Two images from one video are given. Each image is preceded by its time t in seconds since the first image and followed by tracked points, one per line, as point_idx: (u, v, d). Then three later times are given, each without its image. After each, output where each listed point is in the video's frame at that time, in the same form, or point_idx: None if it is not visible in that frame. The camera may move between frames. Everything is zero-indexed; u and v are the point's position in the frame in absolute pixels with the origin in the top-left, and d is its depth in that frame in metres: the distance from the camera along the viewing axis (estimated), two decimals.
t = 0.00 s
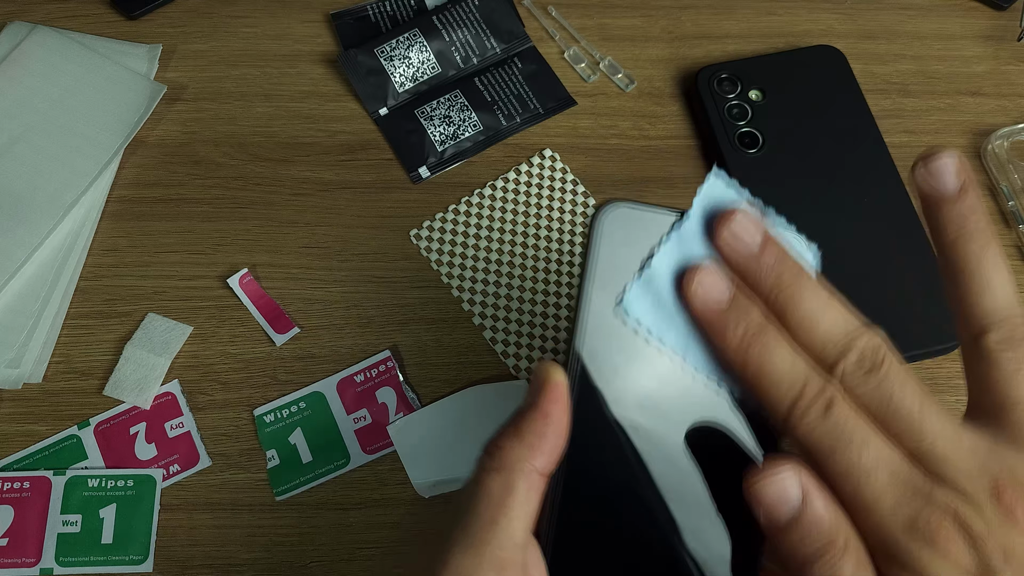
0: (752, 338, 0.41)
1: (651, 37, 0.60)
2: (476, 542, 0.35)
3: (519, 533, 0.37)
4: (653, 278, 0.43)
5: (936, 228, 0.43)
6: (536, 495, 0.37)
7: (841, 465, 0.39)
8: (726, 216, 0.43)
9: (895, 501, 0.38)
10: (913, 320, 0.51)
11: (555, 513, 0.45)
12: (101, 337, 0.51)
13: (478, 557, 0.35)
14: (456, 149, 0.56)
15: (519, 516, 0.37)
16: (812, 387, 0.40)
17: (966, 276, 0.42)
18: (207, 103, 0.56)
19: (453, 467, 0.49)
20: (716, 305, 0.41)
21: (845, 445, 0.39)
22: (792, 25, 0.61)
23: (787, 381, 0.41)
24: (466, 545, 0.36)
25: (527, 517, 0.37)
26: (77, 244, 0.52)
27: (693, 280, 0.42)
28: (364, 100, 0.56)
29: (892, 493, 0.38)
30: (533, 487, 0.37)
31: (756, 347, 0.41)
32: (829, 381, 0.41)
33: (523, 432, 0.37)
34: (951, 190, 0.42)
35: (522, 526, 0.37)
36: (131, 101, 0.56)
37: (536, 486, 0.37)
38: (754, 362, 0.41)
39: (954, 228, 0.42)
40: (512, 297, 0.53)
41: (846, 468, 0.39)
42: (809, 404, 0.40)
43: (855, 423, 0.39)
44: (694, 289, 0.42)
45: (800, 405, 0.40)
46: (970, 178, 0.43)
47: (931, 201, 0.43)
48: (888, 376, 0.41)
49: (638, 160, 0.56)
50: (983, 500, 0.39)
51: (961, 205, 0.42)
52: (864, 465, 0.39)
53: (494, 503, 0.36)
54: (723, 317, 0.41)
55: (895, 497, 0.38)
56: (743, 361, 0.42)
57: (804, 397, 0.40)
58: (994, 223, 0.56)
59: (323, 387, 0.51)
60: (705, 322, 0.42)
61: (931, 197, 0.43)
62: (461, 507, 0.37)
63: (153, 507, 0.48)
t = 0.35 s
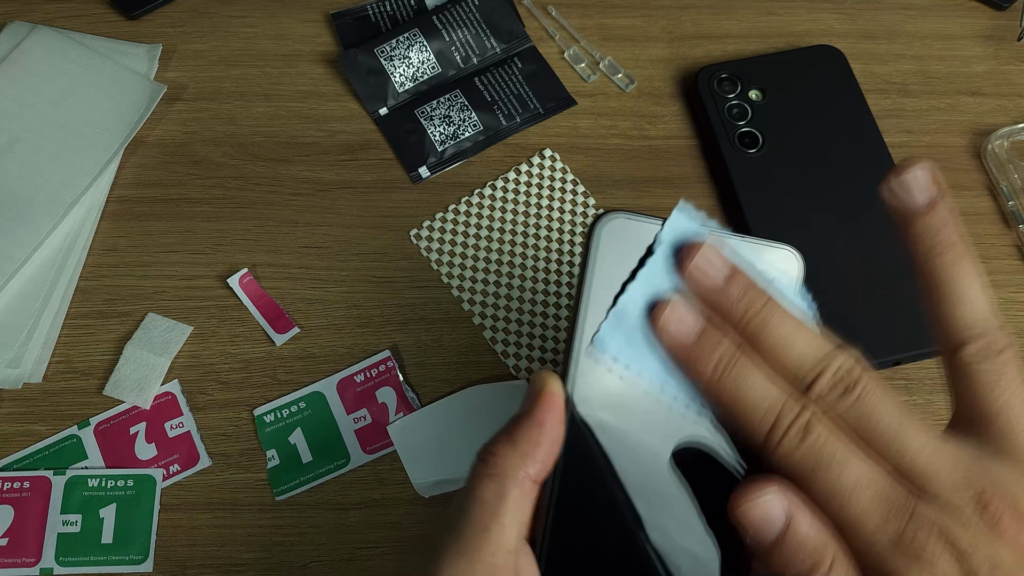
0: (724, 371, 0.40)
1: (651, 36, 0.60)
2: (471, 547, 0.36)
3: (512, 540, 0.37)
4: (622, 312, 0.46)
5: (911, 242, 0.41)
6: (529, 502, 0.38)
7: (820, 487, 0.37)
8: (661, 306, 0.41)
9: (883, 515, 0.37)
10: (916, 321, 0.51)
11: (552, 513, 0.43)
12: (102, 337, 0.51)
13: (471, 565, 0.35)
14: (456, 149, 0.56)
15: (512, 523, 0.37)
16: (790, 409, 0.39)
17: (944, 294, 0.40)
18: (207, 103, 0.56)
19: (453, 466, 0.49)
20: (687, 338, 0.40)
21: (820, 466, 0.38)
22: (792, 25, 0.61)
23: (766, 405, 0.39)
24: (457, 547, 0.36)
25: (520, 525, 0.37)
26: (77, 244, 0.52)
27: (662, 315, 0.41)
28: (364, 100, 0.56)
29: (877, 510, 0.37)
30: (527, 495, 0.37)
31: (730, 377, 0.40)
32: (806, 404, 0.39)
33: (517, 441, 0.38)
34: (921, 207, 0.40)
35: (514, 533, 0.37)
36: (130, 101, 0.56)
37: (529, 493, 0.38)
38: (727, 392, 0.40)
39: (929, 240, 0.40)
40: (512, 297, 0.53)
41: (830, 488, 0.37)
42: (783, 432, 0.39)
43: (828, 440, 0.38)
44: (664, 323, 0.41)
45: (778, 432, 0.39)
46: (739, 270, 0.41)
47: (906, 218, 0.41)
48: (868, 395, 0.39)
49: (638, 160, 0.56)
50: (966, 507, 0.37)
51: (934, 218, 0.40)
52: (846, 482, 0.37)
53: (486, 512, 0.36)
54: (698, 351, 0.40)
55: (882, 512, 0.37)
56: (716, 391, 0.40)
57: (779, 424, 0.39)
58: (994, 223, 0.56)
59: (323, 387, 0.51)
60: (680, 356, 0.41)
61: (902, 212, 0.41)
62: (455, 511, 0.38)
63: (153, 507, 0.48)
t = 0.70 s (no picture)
0: (729, 304, 0.37)
1: (651, 37, 0.60)
2: (509, 555, 0.36)
3: (552, 547, 0.37)
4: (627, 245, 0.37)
5: (923, 185, 0.41)
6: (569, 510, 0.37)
7: (816, 444, 0.37)
8: (662, 238, 0.37)
9: (873, 467, 0.37)
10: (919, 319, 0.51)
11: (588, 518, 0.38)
12: (102, 337, 0.51)
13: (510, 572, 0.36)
14: (456, 149, 0.56)
15: (551, 531, 0.37)
16: (790, 350, 0.38)
17: (950, 241, 0.40)
18: (207, 103, 0.56)
19: (453, 466, 0.49)
20: (688, 273, 0.37)
21: (819, 409, 0.37)
22: (792, 25, 0.61)
23: (767, 344, 0.38)
24: (496, 555, 0.36)
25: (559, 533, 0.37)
26: (77, 244, 0.52)
27: (664, 248, 0.37)
28: (364, 100, 0.56)
29: (868, 460, 0.37)
30: (565, 503, 0.37)
31: (733, 313, 0.37)
32: (804, 349, 0.39)
33: (554, 448, 0.37)
34: (939, 149, 0.40)
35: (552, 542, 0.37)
36: (131, 101, 0.56)
37: (569, 501, 0.37)
38: (727, 326, 0.37)
39: (940, 187, 0.40)
40: (512, 297, 0.53)
41: (825, 434, 0.37)
42: (784, 371, 0.38)
43: (831, 392, 0.38)
44: (667, 255, 0.36)
45: (773, 376, 0.38)
46: (744, 205, 0.40)
47: (920, 161, 0.41)
48: (865, 341, 0.39)
49: (638, 160, 0.56)
50: (960, 466, 0.37)
51: (950, 163, 0.40)
52: (842, 429, 0.37)
53: (523, 519, 0.37)
54: (698, 286, 0.37)
55: (872, 463, 0.37)
56: (717, 330, 0.38)
57: (778, 365, 0.38)
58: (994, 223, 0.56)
59: (323, 387, 0.51)
60: (680, 297, 0.37)
61: (920, 153, 0.41)
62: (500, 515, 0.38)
63: (153, 507, 0.48)
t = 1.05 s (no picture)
0: (816, 287, 0.39)
1: (651, 36, 0.59)
2: None
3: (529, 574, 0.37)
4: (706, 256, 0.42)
5: (846, 211, 0.43)
6: (547, 535, 0.38)
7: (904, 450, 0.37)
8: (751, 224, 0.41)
9: (951, 478, 0.36)
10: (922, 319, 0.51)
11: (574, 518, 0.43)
12: (101, 337, 0.51)
13: None
14: (456, 148, 0.56)
15: (530, 557, 0.37)
16: (867, 344, 0.38)
17: (886, 258, 0.41)
18: (206, 103, 0.56)
19: (451, 467, 0.49)
20: (775, 253, 0.40)
21: (894, 412, 0.37)
22: (792, 24, 0.60)
23: (845, 337, 0.39)
24: None
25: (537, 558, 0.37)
26: (76, 244, 0.52)
27: (751, 228, 0.41)
28: (364, 100, 0.56)
29: (947, 470, 0.36)
30: (545, 527, 0.37)
31: (816, 300, 0.39)
32: (890, 343, 0.39)
33: (536, 470, 0.38)
34: (853, 172, 0.42)
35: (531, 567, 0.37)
36: (130, 101, 0.55)
37: (547, 525, 0.38)
38: (810, 315, 0.39)
39: (865, 207, 0.42)
40: (512, 297, 0.53)
41: (903, 437, 0.37)
42: (862, 367, 0.38)
43: (915, 384, 0.37)
44: (755, 236, 0.41)
45: (854, 366, 0.38)
46: (870, 162, 0.43)
47: (839, 181, 0.43)
48: (975, 333, 0.39)
49: (638, 159, 0.56)
50: None
51: (867, 184, 0.42)
52: (919, 437, 0.36)
53: (503, 544, 0.36)
54: (781, 269, 0.40)
55: (950, 473, 0.36)
56: (799, 316, 0.40)
57: (857, 359, 0.38)
58: (995, 222, 0.56)
59: (323, 387, 0.50)
60: (768, 275, 0.40)
61: (830, 174, 0.43)
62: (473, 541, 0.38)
63: (152, 507, 0.48)
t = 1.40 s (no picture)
0: (735, 287, 0.36)
1: (651, 36, 0.59)
2: None
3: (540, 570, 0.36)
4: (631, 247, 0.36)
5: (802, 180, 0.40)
6: (558, 531, 0.37)
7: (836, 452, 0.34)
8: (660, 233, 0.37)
9: (890, 477, 0.33)
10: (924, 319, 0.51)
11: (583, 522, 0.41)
12: (101, 337, 0.51)
13: None
14: (456, 148, 0.56)
15: (541, 553, 0.36)
16: (796, 342, 0.35)
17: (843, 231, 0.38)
18: (206, 103, 0.56)
19: (452, 466, 0.49)
20: (694, 254, 0.36)
21: (823, 409, 0.34)
22: (792, 24, 0.60)
23: (771, 334, 0.35)
24: None
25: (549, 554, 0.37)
26: (76, 244, 0.52)
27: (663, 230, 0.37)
28: (363, 100, 0.56)
29: (885, 468, 0.33)
30: (556, 523, 0.37)
31: (736, 299, 0.36)
32: (817, 338, 0.35)
33: (547, 467, 0.37)
34: (815, 138, 0.40)
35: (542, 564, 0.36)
36: (130, 100, 0.55)
37: (558, 521, 0.37)
38: (733, 316, 0.36)
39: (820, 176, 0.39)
40: (512, 297, 0.53)
41: (835, 433, 0.34)
42: (788, 366, 0.35)
43: (844, 381, 0.34)
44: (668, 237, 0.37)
45: (780, 366, 0.35)
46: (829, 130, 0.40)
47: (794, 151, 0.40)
48: (935, 314, 0.36)
49: (638, 159, 0.56)
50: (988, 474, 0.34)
51: (827, 153, 0.39)
52: (851, 434, 0.33)
53: (515, 541, 0.36)
54: (698, 268, 0.36)
55: (890, 472, 0.33)
56: (719, 317, 0.36)
57: (783, 357, 0.35)
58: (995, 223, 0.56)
59: (323, 387, 0.50)
60: (683, 278, 0.37)
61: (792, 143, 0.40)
62: (483, 541, 0.37)
63: (153, 507, 0.48)
